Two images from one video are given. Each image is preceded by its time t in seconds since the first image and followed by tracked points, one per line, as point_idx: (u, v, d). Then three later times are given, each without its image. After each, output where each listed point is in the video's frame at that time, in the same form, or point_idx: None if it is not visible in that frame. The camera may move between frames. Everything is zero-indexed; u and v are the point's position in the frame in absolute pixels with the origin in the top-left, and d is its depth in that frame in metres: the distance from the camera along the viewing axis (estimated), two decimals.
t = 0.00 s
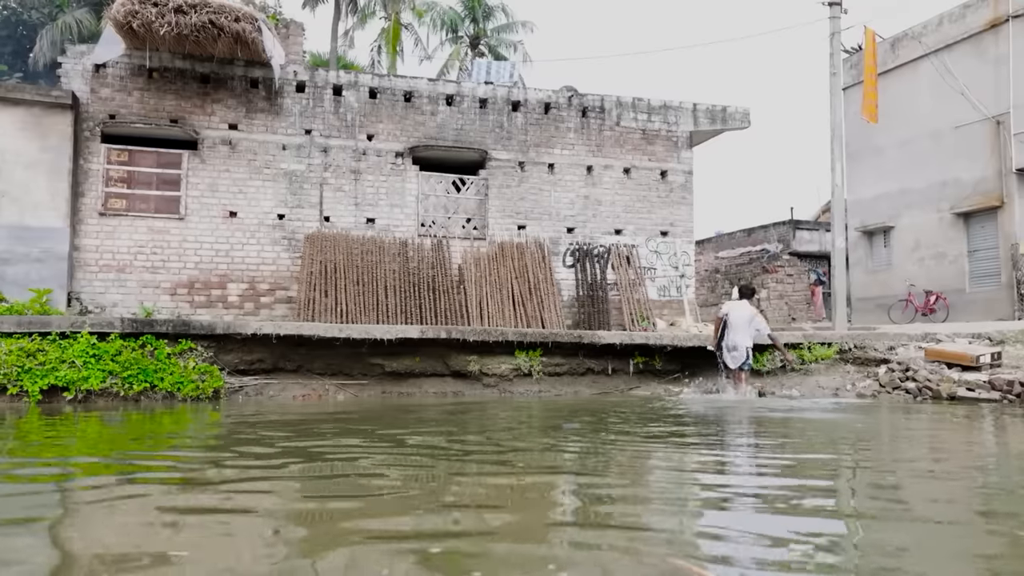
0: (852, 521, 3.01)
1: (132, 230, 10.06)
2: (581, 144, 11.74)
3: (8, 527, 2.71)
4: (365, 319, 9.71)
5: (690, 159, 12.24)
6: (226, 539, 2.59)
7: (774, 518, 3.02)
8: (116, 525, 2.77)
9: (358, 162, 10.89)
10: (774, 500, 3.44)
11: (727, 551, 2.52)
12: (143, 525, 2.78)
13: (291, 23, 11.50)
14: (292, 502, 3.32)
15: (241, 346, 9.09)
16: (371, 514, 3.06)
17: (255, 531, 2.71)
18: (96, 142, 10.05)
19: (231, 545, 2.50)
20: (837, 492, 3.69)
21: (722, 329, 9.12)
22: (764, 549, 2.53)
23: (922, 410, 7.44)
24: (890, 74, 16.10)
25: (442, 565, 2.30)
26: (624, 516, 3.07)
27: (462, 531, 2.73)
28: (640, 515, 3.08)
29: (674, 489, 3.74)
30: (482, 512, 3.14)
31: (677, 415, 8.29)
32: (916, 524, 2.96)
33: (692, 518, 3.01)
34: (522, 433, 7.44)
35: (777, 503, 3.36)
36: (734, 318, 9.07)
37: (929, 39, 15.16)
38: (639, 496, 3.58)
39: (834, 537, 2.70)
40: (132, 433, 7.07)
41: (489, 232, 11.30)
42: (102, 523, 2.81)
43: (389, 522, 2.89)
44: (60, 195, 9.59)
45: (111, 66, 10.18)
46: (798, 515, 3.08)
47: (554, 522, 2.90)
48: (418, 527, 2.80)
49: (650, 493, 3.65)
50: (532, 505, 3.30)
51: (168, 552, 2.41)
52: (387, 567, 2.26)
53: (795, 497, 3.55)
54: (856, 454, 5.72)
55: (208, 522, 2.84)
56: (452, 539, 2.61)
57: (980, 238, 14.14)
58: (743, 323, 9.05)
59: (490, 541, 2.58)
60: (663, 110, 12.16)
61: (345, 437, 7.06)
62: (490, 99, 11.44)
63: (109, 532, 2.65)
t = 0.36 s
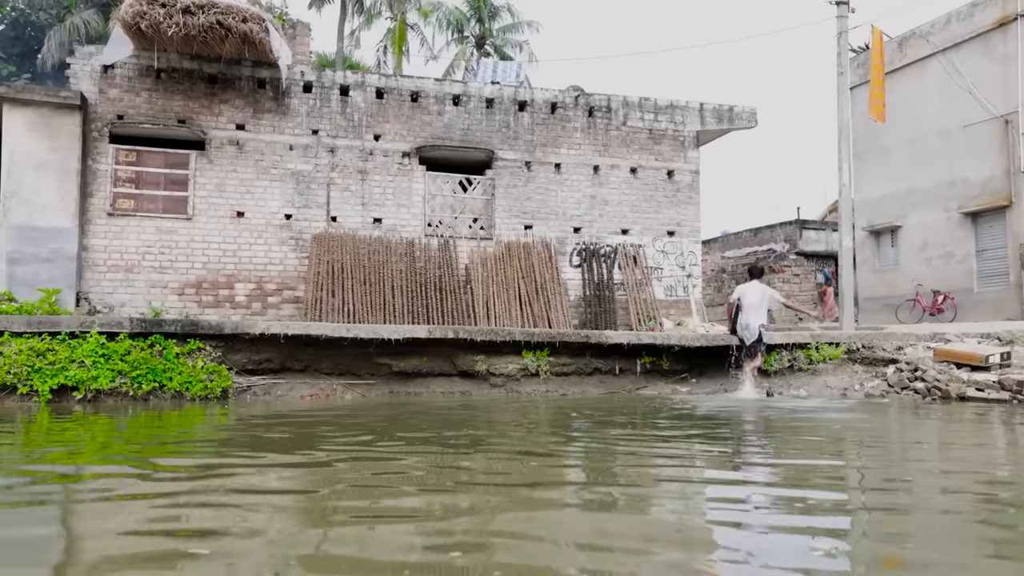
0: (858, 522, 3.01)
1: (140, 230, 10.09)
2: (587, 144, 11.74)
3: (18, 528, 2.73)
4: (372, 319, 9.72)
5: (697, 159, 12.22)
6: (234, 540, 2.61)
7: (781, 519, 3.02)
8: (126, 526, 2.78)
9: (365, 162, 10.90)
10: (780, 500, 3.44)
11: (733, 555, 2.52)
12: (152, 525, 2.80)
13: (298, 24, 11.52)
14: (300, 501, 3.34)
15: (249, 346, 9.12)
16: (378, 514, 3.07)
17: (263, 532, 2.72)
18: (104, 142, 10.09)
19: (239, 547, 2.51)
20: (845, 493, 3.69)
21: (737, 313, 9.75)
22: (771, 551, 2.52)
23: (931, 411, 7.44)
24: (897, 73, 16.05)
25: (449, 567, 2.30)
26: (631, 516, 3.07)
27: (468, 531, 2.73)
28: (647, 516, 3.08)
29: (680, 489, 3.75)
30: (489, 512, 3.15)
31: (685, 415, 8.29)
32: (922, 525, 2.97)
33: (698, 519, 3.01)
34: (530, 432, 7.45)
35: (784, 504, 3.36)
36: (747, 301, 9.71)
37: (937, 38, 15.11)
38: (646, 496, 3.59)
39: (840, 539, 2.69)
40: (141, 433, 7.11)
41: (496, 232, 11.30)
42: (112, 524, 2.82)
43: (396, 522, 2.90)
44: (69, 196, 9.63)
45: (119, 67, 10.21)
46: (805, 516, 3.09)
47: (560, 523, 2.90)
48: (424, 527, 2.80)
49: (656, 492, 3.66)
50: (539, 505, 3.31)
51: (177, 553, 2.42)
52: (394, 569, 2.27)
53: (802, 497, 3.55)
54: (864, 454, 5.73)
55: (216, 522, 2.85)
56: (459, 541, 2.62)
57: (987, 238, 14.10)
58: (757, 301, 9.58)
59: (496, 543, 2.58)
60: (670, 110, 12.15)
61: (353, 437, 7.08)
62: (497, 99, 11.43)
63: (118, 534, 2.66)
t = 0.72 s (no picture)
0: (879, 521, 2.99)
1: (158, 230, 10.17)
2: (602, 142, 11.71)
3: (42, 525, 2.76)
4: (387, 318, 9.73)
5: (712, 157, 12.17)
6: (253, 538, 2.62)
7: (801, 519, 3.00)
8: (149, 523, 2.81)
9: (380, 162, 10.93)
10: (799, 500, 3.42)
11: (751, 555, 2.51)
12: (173, 523, 2.82)
13: (313, 24, 11.57)
14: (319, 499, 3.35)
15: (266, 345, 9.17)
16: (396, 512, 3.07)
17: (281, 530, 2.74)
18: (123, 143, 10.18)
19: (258, 546, 2.53)
20: (864, 492, 3.67)
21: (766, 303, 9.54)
22: (790, 551, 2.51)
23: (951, 410, 7.38)
24: (915, 70, 15.91)
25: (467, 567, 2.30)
26: (648, 515, 3.06)
27: (485, 531, 2.73)
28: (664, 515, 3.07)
29: (697, 488, 3.73)
30: (506, 511, 3.15)
31: (702, 414, 8.27)
32: (943, 524, 2.94)
33: (716, 518, 3.00)
34: (547, 431, 7.44)
35: (802, 503, 3.34)
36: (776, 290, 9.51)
37: (955, 34, 14.96)
38: (664, 495, 3.58)
39: (861, 539, 2.67)
40: (160, 431, 7.16)
41: (511, 231, 11.30)
42: (135, 521, 2.85)
43: (413, 521, 2.90)
44: (88, 197, 9.73)
45: (137, 68, 10.29)
46: (824, 516, 3.06)
47: (577, 522, 2.90)
48: (442, 527, 2.81)
49: (674, 491, 3.65)
50: (556, 504, 3.31)
51: (197, 552, 2.44)
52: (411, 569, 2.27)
53: (821, 497, 3.53)
54: (883, 454, 5.69)
55: (235, 520, 2.87)
56: (476, 540, 2.62)
57: (1007, 236, 13.95)
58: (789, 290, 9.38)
59: (513, 543, 2.58)
60: (685, 108, 12.10)
61: (370, 435, 7.11)
62: (511, 98, 11.43)
63: (140, 531, 2.69)
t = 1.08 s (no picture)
0: (904, 523, 2.95)
1: (182, 232, 10.26)
2: (622, 141, 11.67)
3: (71, 523, 2.78)
4: (408, 318, 9.75)
5: (733, 155, 12.09)
6: (280, 534, 2.64)
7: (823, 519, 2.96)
8: (174, 520, 2.83)
9: (400, 162, 10.97)
10: (822, 500, 3.38)
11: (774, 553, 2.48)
12: (195, 521, 2.83)
13: (334, 26, 11.63)
14: (341, 498, 3.36)
15: (288, 345, 9.23)
16: (414, 512, 3.07)
17: (302, 527, 2.75)
18: (147, 146, 10.29)
19: (280, 542, 2.53)
20: (896, 492, 3.63)
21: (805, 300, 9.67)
22: (813, 550, 2.47)
23: (980, 410, 7.28)
24: (940, 66, 15.71)
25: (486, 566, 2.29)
26: (670, 514, 3.04)
27: (506, 530, 2.72)
28: (685, 514, 3.04)
29: (723, 488, 3.70)
30: (526, 510, 3.14)
31: (725, 414, 8.22)
32: (977, 525, 2.89)
33: (738, 518, 2.97)
34: (569, 431, 7.43)
35: (826, 503, 3.30)
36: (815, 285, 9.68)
37: (981, 29, 14.75)
38: (684, 495, 3.55)
39: (886, 539, 2.63)
40: (185, 430, 7.22)
41: (531, 231, 11.30)
42: (159, 517, 2.87)
43: (432, 520, 2.90)
44: (113, 199, 9.84)
45: (161, 71, 10.40)
46: (848, 516, 3.02)
47: (596, 521, 2.88)
48: (462, 526, 2.80)
49: (695, 491, 3.62)
50: (577, 503, 3.29)
51: (219, 549, 2.44)
52: (430, 566, 2.27)
53: (850, 497, 3.48)
54: (909, 454, 5.63)
55: (258, 518, 2.88)
56: (497, 538, 2.60)
57: None
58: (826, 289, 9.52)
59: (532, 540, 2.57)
60: (706, 106, 12.03)
61: (391, 434, 7.14)
62: (531, 98, 11.42)
63: (166, 528, 2.70)
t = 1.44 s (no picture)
0: (926, 523, 2.93)
1: (202, 233, 10.34)
2: (640, 140, 11.62)
3: (92, 522, 2.80)
4: (426, 318, 9.76)
5: (753, 154, 12.00)
6: (302, 533, 2.66)
7: (845, 523, 2.91)
8: (194, 519, 2.83)
9: (418, 162, 10.99)
10: (843, 502, 3.34)
11: (793, 557, 2.44)
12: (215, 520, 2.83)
13: (352, 27, 11.68)
14: (360, 498, 3.36)
15: (308, 344, 9.27)
16: (431, 513, 3.06)
17: (321, 528, 2.74)
18: (168, 147, 10.38)
19: (297, 543, 2.53)
20: (922, 493, 3.60)
21: (835, 289, 9.69)
22: (835, 554, 2.43)
23: (1006, 410, 7.18)
24: (963, 62, 15.50)
25: (502, 569, 2.27)
26: (688, 516, 3.01)
27: (523, 533, 2.70)
28: (703, 516, 3.01)
29: (746, 488, 3.70)
30: (543, 512, 3.12)
31: (746, 414, 8.15)
32: (1004, 527, 2.86)
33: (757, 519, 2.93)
34: (588, 431, 7.40)
35: (847, 506, 3.26)
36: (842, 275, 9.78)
37: (1006, 24, 14.50)
38: (702, 496, 3.52)
39: (907, 541, 2.63)
40: (206, 429, 7.27)
41: (549, 230, 11.27)
42: (182, 515, 2.89)
43: (450, 522, 2.89)
44: (134, 200, 9.94)
45: (181, 73, 10.48)
46: (869, 518, 2.98)
47: (614, 522, 2.85)
48: (479, 528, 2.78)
49: (715, 493, 3.58)
50: (595, 504, 3.27)
51: (237, 549, 2.44)
52: (451, 568, 2.28)
53: (875, 498, 3.46)
54: (934, 455, 5.55)
55: (276, 518, 2.88)
56: (515, 540, 2.59)
57: None
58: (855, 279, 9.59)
59: (550, 543, 2.55)
60: (725, 105, 11.95)
61: (410, 434, 7.15)
62: (549, 97, 11.41)
63: (186, 527, 2.71)
